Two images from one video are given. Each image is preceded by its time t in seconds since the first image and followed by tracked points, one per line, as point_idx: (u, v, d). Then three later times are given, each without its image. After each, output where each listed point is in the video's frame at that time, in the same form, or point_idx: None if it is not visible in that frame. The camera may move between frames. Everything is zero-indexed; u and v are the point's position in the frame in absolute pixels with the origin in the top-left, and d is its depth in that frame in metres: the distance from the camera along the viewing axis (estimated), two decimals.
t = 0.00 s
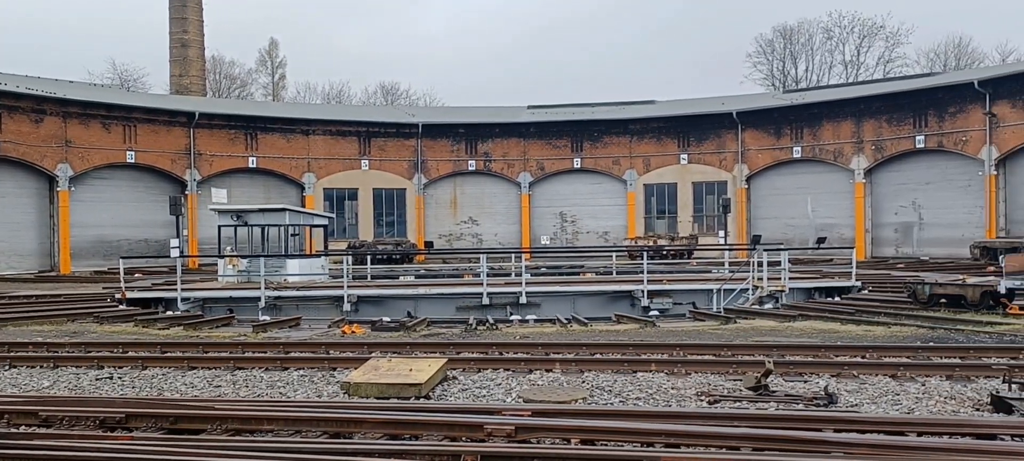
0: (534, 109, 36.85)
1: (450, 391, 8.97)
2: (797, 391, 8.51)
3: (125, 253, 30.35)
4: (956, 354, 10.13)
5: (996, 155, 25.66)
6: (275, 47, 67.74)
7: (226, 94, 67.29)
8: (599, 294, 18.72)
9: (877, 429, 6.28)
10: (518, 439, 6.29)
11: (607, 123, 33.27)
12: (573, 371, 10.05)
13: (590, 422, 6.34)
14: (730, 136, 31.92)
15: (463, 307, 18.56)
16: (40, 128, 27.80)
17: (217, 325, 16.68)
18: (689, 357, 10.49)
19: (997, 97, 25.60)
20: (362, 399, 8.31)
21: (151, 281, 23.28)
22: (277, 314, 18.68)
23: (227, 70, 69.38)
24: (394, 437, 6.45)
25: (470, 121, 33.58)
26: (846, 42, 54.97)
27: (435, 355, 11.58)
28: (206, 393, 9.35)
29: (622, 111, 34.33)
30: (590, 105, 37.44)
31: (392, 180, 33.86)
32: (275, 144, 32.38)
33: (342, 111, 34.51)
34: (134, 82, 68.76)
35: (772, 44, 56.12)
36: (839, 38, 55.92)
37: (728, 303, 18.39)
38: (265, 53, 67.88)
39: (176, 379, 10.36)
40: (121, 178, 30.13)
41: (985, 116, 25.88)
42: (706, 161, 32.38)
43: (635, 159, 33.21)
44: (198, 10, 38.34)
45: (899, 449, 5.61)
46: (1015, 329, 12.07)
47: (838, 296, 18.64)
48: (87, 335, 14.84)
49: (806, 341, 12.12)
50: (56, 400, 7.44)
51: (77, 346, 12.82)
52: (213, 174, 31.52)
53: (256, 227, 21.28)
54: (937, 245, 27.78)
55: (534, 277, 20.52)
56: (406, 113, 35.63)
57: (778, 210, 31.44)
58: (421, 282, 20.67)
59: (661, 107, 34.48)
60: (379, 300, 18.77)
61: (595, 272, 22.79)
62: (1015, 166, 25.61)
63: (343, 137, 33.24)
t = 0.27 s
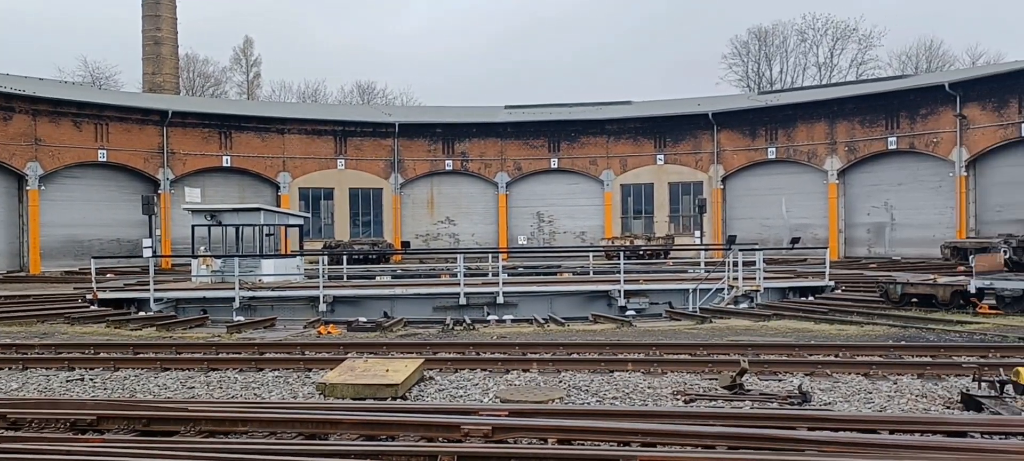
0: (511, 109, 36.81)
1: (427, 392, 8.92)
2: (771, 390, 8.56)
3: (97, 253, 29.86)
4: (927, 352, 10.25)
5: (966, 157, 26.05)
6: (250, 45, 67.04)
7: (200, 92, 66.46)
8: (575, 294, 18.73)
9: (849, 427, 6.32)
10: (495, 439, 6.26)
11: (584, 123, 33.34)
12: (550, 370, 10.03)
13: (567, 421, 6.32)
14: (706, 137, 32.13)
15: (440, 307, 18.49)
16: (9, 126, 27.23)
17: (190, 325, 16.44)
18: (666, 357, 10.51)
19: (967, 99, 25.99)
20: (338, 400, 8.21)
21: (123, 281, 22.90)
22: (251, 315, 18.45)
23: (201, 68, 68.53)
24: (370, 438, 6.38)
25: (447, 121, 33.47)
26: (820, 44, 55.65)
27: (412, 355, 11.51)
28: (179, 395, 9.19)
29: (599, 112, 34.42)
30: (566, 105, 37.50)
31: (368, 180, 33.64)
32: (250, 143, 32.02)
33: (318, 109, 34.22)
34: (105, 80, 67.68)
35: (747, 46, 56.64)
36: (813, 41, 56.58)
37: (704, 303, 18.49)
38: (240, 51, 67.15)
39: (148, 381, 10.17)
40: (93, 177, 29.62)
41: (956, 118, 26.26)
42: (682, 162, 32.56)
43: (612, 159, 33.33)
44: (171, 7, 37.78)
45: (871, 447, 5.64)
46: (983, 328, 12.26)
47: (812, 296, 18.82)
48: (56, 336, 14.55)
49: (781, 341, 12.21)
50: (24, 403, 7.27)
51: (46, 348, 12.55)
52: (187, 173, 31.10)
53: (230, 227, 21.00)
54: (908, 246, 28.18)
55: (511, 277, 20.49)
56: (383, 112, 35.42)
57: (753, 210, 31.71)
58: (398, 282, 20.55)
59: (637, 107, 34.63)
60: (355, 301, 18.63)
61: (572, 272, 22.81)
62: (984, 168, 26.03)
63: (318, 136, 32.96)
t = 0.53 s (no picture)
0: (486, 109, 36.74)
1: (402, 392, 8.85)
2: (744, 389, 8.61)
3: (65, 253, 29.28)
4: (897, 351, 10.38)
5: (935, 158, 26.47)
6: (222, 43, 66.19)
7: (170, 90, 65.48)
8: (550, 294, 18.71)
9: (821, 425, 6.36)
10: (470, 439, 6.20)
11: (559, 124, 33.37)
12: (525, 370, 10.00)
13: (543, 421, 6.28)
14: (680, 137, 32.32)
15: (415, 307, 18.38)
16: None
17: (161, 327, 16.16)
18: (641, 356, 10.53)
19: (936, 101, 26.40)
20: (311, 402, 8.10)
21: (91, 282, 22.47)
22: (223, 316, 18.19)
23: (172, 66, 67.54)
24: (344, 439, 6.30)
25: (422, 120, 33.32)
26: (792, 47, 56.25)
27: (387, 356, 11.42)
28: (149, 397, 9.01)
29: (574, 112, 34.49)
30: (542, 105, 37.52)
31: (342, 180, 33.38)
32: (222, 142, 31.61)
33: (291, 108, 33.88)
34: (73, 78, 66.42)
35: (720, 48, 57.07)
36: (785, 43, 57.15)
37: (678, 302, 18.58)
38: (213, 49, 66.27)
39: (118, 383, 9.97)
40: (61, 175, 29.04)
41: (924, 120, 26.67)
42: (657, 163, 32.74)
43: (587, 160, 33.43)
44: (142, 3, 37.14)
45: (843, 444, 5.67)
46: (951, 326, 12.45)
47: (784, 296, 18.99)
48: (23, 337, 14.22)
49: (754, 340, 12.30)
50: None
51: (11, 350, 12.25)
52: (158, 172, 30.62)
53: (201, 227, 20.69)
54: (879, 246, 28.56)
55: (486, 277, 20.44)
56: (357, 111, 35.16)
57: (726, 210, 31.98)
58: (372, 282, 20.41)
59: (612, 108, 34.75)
60: (329, 301, 18.46)
61: (547, 272, 22.82)
62: (952, 169, 26.45)
63: (292, 135, 32.64)
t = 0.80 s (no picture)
0: (461, 109, 36.65)
1: (376, 393, 8.77)
2: (716, 388, 8.65)
3: (31, 253, 28.66)
4: (866, 350, 10.51)
5: (903, 159, 26.87)
6: (193, 41, 65.30)
7: (140, 88, 64.46)
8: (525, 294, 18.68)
9: (792, 423, 6.40)
10: (443, 440, 6.15)
11: (534, 124, 33.38)
12: (500, 370, 9.97)
13: (517, 421, 6.25)
14: (654, 138, 32.51)
15: (389, 308, 18.26)
16: None
17: (130, 328, 15.86)
18: (615, 356, 10.54)
19: (904, 103, 26.82)
20: (283, 403, 7.99)
21: (57, 283, 22.01)
22: (194, 317, 17.90)
23: (142, 64, 66.49)
24: (317, 441, 6.22)
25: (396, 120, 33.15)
26: (764, 49, 56.88)
27: (361, 356, 11.32)
28: (118, 399, 8.83)
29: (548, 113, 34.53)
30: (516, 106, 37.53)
31: (315, 179, 33.08)
32: (192, 141, 31.17)
33: (264, 107, 33.50)
34: (39, 75, 65.10)
35: (693, 50, 57.55)
36: (757, 45, 57.78)
37: (651, 302, 18.65)
38: (184, 46, 65.33)
39: (85, 385, 9.76)
40: (27, 174, 28.42)
41: (893, 122, 27.08)
42: (631, 163, 32.91)
43: (561, 160, 33.48)
44: None
45: (814, 442, 5.70)
46: (919, 325, 12.65)
47: (756, 296, 19.16)
48: None
49: (726, 339, 12.39)
50: None
51: None
52: (127, 171, 30.11)
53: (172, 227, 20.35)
54: (848, 246, 28.91)
55: (460, 278, 20.37)
56: (330, 111, 34.87)
57: (699, 211, 32.23)
58: (345, 283, 20.24)
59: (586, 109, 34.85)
60: (302, 302, 18.27)
61: (522, 272, 22.81)
62: (920, 171, 26.88)
63: (264, 135, 32.27)
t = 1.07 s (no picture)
0: (434, 109, 36.51)
1: (348, 394, 8.67)
2: (688, 387, 8.69)
3: None
4: (835, 349, 10.64)
5: (871, 161, 27.30)
6: (162, 39, 64.28)
7: (107, 86, 63.30)
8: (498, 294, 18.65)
9: (763, 421, 6.45)
10: (416, 441, 6.09)
11: (507, 124, 33.36)
12: (473, 371, 9.92)
13: (491, 422, 6.21)
14: (627, 139, 32.66)
15: (362, 308, 18.10)
16: None
17: (96, 329, 15.54)
18: (589, 356, 10.55)
19: (872, 106, 27.24)
20: (253, 405, 7.86)
21: (21, 284, 21.51)
22: (163, 318, 17.60)
23: (109, 61, 65.31)
24: (289, 443, 6.13)
25: (369, 119, 32.91)
26: (735, 50, 57.38)
27: (333, 357, 11.21)
28: (84, 402, 8.64)
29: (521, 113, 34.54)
30: (489, 106, 37.49)
31: (287, 179, 32.73)
32: (161, 140, 30.66)
33: (234, 106, 33.07)
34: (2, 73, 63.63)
35: (666, 51, 57.91)
36: (729, 46, 58.30)
37: (624, 302, 18.74)
38: (152, 44, 64.26)
39: (51, 387, 9.53)
40: None
41: (861, 124, 27.49)
42: (604, 164, 33.04)
43: (535, 160, 33.52)
44: None
45: (784, 440, 5.73)
46: (886, 324, 12.83)
47: (728, 295, 19.31)
48: None
49: (698, 338, 12.47)
50: None
51: None
52: (94, 171, 29.54)
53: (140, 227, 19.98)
54: (818, 246, 29.27)
55: (433, 277, 20.29)
56: (302, 110, 34.53)
57: (671, 211, 32.45)
58: (317, 283, 20.04)
59: (560, 109, 34.92)
60: (273, 302, 18.04)
61: (495, 273, 22.77)
62: (888, 172, 27.32)
63: (234, 134, 31.85)
